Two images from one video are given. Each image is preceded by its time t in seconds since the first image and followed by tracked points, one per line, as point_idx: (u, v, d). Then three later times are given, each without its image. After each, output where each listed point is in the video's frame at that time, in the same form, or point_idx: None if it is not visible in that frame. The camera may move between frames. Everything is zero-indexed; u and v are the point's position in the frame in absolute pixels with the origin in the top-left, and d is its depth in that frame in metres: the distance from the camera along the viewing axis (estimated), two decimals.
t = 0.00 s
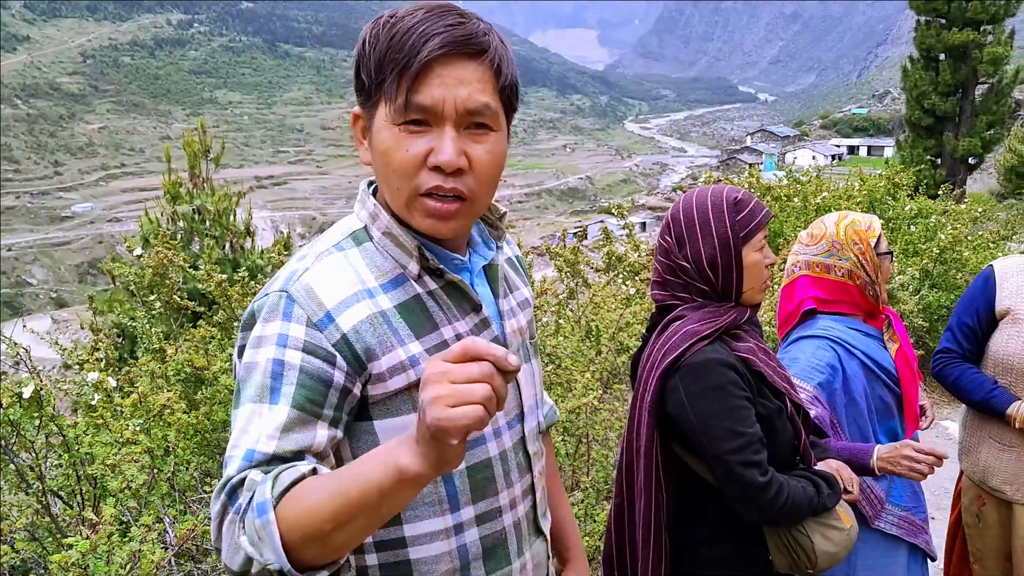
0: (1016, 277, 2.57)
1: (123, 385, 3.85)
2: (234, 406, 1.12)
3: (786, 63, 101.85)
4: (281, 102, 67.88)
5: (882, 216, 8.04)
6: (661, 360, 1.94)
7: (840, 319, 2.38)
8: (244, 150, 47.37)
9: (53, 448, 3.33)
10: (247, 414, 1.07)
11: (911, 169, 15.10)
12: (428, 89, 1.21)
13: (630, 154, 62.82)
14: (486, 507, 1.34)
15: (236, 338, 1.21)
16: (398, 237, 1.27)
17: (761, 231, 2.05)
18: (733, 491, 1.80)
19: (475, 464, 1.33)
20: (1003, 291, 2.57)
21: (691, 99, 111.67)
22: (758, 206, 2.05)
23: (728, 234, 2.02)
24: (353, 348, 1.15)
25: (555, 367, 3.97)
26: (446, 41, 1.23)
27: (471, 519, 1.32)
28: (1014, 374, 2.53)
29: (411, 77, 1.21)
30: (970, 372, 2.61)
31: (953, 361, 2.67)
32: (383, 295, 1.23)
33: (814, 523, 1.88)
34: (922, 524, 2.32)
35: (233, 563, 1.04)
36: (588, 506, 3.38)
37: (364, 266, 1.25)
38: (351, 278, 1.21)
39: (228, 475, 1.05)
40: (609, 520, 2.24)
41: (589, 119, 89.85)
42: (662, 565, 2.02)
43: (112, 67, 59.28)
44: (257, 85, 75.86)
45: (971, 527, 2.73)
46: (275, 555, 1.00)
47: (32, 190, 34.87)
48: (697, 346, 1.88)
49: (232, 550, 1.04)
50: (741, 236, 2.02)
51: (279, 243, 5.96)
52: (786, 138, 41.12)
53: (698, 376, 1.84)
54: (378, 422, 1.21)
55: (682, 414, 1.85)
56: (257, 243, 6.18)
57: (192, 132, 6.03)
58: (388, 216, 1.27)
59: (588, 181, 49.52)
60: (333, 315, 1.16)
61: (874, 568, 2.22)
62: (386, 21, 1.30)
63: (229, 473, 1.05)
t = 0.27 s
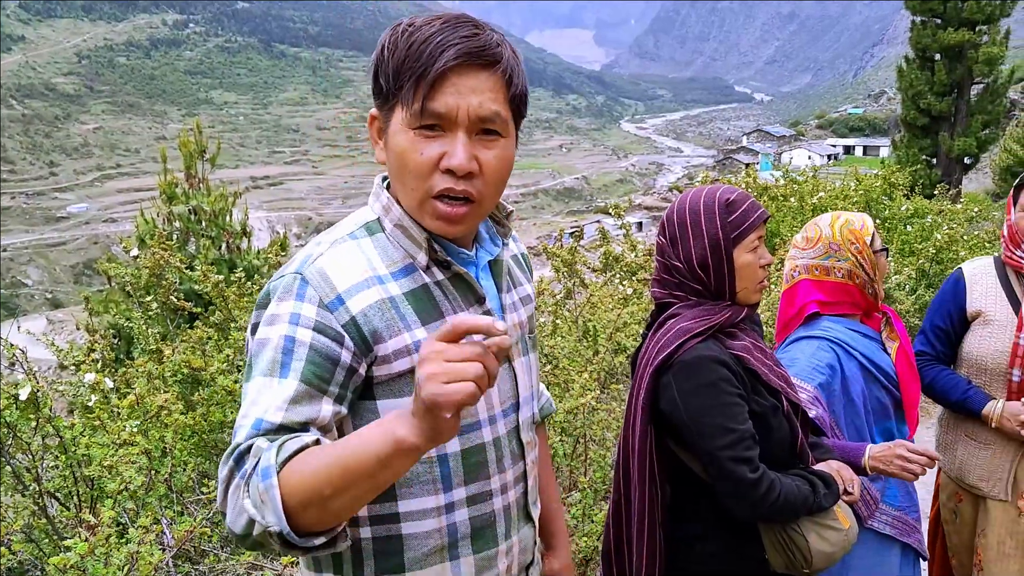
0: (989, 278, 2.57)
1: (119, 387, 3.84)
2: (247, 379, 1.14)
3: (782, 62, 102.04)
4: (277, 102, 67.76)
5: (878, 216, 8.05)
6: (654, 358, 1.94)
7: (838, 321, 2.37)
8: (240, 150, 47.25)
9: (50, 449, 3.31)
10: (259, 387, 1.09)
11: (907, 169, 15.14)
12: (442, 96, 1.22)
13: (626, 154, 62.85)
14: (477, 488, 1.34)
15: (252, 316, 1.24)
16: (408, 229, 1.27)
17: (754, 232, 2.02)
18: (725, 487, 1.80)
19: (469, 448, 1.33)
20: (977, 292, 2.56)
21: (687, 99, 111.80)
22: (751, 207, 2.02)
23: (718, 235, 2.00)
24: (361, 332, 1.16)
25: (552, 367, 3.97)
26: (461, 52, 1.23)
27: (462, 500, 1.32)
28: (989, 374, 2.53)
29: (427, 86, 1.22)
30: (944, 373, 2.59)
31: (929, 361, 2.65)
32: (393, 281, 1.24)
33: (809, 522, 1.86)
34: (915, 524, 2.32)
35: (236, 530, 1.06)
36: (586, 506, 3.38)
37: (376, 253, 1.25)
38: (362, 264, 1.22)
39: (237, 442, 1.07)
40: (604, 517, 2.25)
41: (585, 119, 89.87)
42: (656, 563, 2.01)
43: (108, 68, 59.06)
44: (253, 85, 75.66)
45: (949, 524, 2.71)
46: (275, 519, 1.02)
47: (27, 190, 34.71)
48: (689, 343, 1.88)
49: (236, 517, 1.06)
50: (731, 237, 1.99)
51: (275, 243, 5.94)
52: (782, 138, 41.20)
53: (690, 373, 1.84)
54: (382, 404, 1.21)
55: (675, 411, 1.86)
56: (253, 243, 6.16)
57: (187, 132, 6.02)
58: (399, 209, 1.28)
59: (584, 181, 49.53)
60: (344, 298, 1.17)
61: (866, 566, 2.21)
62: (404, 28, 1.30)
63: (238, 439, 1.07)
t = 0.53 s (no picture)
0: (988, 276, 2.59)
1: (116, 388, 3.83)
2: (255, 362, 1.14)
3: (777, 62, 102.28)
4: (272, 102, 67.66)
5: (874, 216, 8.07)
6: (649, 354, 1.93)
7: (835, 321, 2.37)
8: (236, 150, 47.16)
9: (48, 451, 3.31)
10: (266, 367, 1.08)
11: (903, 169, 15.19)
12: (454, 99, 1.22)
13: (622, 154, 62.91)
14: (474, 480, 1.34)
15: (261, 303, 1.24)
16: (415, 223, 1.27)
17: (749, 234, 1.97)
18: (717, 481, 1.78)
19: (468, 439, 1.33)
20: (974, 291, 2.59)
21: (683, 99, 112.03)
22: (744, 208, 1.98)
23: (710, 236, 1.97)
24: (367, 319, 1.17)
25: (550, 367, 3.97)
26: (476, 58, 1.24)
27: (459, 490, 1.32)
28: (987, 370, 2.53)
29: (440, 88, 1.22)
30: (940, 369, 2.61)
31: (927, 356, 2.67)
32: (399, 274, 1.24)
33: (804, 522, 1.84)
34: (912, 524, 2.32)
35: (240, 506, 1.06)
36: (584, 507, 3.37)
37: (383, 246, 1.25)
38: (370, 255, 1.23)
39: (245, 419, 1.06)
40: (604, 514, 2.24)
41: (582, 119, 89.92)
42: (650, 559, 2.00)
43: (103, 67, 58.89)
44: (249, 85, 75.51)
45: (946, 522, 2.71)
46: (276, 482, 1.00)
47: (22, 190, 34.59)
48: (683, 339, 1.87)
49: (242, 491, 1.05)
50: (723, 239, 1.96)
51: (272, 243, 5.93)
52: (778, 138, 41.30)
53: (684, 369, 1.83)
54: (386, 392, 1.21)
55: (668, 406, 1.85)
56: (249, 244, 6.14)
57: (184, 133, 5.99)
58: (407, 205, 1.27)
59: (580, 181, 49.57)
60: (351, 285, 1.17)
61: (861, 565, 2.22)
62: (421, 31, 1.30)
63: (244, 419, 1.07)
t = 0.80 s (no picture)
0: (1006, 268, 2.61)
1: (114, 389, 3.82)
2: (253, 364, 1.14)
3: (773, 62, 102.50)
4: (268, 103, 67.56)
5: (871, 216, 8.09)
6: (646, 352, 1.93)
7: (832, 318, 2.37)
8: (233, 150, 47.09)
9: (45, 452, 3.30)
10: (264, 370, 1.08)
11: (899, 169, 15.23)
12: (450, 94, 1.22)
13: (619, 154, 62.95)
14: (476, 478, 1.34)
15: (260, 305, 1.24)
16: (411, 223, 1.27)
17: (747, 233, 1.97)
18: (710, 480, 1.77)
19: (469, 436, 1.32)
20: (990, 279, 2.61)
21: (679, 99, 112.18)
22: (743, 206, 1.97)
23: (707, 235, 1.97)
24: (364, 319, 1.16)
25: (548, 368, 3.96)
26: (472, 52, 1.24)
27: (462, 488, 1.31)
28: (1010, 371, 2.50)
29: (436, 84, 1.22)
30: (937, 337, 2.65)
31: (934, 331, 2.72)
32: (396, 274, 1.23)
33: (798, 523, 1.81)
34: (915, 521, 2.32)
35: (239, 507, 1.05)
36: (582, 508, 3.37)
37: (380, 247, 1.25)
38: (367, 257, 1.22)
39: (245, 424, 1.06)
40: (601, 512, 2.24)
41: (578, 118, 89.99)
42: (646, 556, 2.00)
43: (99, 67, 58.66)
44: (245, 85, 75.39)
45: (960, 520, 2.68)
46: (272, 495, 1.00)
47: (17, 191, 34.49)
48: (680, 337, 1.87)
49: (240, 497, 1.05)
50: (720, 238, 1.96)
51: (268, 243, 5.92)
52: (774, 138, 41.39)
53: (679, 366, 1.83)
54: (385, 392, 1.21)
55: (663, 404, 1.85)
56: (246, 244, 6.13)
57: (180, 133, 5.97)
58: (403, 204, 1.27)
59: (576, 181, 49.62)
60: (348, 286, 1.17)
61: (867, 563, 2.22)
62: (414, 30, 1.30)
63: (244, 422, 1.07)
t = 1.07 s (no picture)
0: None
1: (110, 390, 3.81)
2: (250, 373, 1.13)
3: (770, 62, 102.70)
4: (264, 103, 67.48)
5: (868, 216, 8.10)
6: (642, 350, 1.93)
7: (827, 316, 2.36)
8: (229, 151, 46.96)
9: (40, 453, 3.29)
10: (263, 379, 1.07)
11: (895, 168, 15.26)
12: (440, 91, 1.21)
13: (615, 154, 63.00)
14: (477, 480, 1.33)
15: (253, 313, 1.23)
16: (405, 226, 1.27)
17: (744, 233, 1.96)
18: (703, 482, 1.77)
19: (470, 439, 1.32)
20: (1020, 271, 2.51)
21: (675, 99, 112.36)
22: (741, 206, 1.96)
23: (705, 235, 1.96)
24: (361, 322, 1.15)
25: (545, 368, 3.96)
26: (458, 48, 1.23)
27: (463, 491, 1.31)
28: None
29: (425, 81, 1.21)
30: (993, 318, 2.40)
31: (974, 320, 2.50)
32: (391, 276, 1.23)
33: (792, 524, 1.81)
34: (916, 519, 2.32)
35: (242, 521, 1.05)
36: (579, 507, 3.36)
37: (373, 250, 1.24)
38: (361, 261, 1.21)
39: (246, 436, 1.05)
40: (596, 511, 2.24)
41: (575, 119, 90.07)
42: (638, 553, 2.01)
43: (94, 67, 58.51)
44: (241, 85, 75.27)
45: (972, 518, 2.59)
46: (276, 513, 1.00)
47: (13, 191, 34.39)
48: (676, 337, 1.87)
49: (242, 510, 1.04)
50: (717, 239, 1.95)
51: (264, 243, 5.90)
52: (770, 138, 41.47)
53: (674, 366, 1.83)
54: (382, 394, 1.20)
55: (658, 403, 1.84)
56: (242, 244, 6.11)
57: (176, 133, 5.95)
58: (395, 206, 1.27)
59: (572, 181, 49.65)
60: (343, 291, 1.16)
61: (868, 562, 2.21)
62: (396, 28, 1.28)
63: (245, 435, 1.06)
